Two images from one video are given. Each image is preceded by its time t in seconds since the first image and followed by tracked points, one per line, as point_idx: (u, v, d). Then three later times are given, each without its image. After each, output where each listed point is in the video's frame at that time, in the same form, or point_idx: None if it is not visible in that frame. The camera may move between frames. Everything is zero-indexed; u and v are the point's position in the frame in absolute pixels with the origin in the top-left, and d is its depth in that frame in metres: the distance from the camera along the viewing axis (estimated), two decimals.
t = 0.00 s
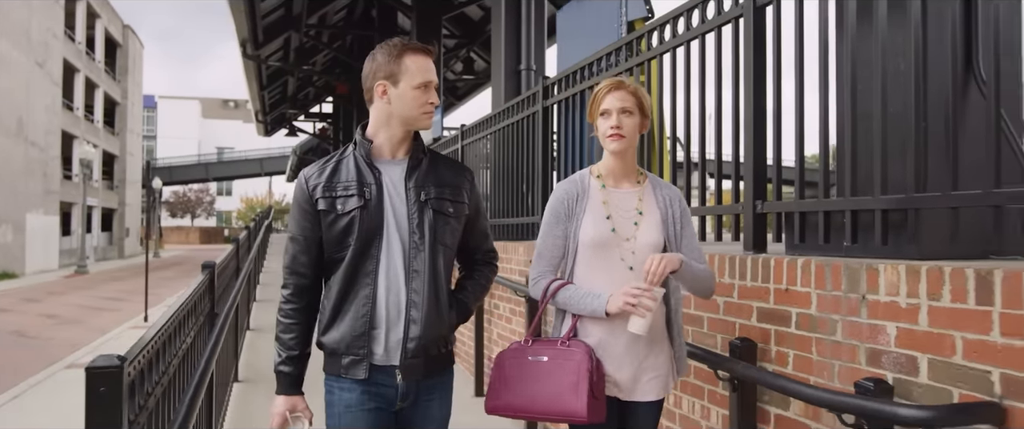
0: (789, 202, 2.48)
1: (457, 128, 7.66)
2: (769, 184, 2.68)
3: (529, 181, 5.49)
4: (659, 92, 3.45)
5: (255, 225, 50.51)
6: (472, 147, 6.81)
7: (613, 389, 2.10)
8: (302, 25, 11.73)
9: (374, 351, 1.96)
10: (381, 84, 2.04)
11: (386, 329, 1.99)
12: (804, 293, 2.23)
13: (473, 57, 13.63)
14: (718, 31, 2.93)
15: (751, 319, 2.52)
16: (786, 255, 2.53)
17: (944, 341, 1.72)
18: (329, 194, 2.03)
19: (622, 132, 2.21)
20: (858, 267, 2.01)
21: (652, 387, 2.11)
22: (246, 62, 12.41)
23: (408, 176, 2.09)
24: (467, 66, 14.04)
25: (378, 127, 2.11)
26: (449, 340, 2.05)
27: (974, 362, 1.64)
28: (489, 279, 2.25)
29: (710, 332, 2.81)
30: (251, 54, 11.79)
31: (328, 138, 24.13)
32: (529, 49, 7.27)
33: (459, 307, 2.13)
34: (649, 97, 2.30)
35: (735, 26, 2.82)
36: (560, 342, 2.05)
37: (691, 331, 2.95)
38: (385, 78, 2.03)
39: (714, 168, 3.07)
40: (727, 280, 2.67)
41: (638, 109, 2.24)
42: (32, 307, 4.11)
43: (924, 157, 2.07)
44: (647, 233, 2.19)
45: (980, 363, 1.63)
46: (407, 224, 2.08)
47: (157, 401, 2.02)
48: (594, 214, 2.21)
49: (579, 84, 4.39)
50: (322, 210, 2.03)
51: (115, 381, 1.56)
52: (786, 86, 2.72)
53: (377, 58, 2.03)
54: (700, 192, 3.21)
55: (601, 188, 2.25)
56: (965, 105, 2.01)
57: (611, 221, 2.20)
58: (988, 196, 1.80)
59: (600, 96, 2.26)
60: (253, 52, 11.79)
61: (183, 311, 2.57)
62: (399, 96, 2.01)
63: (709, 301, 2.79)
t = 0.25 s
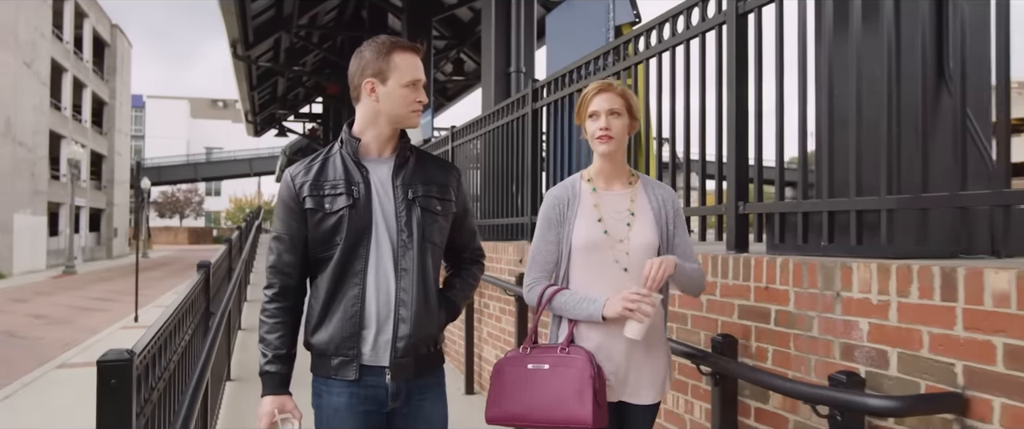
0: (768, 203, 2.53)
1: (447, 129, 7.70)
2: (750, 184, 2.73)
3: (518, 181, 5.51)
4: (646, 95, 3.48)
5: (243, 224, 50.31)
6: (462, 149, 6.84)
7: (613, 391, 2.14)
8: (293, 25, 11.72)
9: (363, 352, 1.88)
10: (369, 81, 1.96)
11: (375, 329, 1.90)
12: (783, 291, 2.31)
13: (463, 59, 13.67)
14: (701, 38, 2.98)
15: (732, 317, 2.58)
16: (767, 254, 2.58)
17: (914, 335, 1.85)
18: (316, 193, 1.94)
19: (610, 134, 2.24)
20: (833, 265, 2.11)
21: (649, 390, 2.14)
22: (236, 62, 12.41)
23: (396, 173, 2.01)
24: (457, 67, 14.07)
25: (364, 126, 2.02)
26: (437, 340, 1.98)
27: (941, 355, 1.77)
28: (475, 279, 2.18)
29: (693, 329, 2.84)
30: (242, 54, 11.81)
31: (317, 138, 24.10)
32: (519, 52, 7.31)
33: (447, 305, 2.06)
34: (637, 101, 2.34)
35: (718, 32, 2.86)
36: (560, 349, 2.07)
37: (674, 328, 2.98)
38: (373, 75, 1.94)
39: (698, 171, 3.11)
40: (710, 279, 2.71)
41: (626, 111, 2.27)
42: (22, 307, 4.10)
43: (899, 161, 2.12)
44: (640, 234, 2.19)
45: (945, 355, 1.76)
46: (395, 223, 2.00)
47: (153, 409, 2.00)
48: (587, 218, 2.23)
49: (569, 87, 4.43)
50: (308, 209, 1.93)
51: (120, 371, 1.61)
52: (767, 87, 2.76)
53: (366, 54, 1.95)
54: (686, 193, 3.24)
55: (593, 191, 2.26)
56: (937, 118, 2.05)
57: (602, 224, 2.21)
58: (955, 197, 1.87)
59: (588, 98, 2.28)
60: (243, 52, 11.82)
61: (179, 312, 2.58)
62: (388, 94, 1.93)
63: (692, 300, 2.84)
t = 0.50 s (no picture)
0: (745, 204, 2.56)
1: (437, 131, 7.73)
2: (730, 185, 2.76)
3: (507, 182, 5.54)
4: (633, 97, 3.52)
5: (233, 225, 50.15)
6: (452, 150, 6.86)
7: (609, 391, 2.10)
8: (284, 27, 11.71)
9: (353, 351, 1.90)
10: (358, 84, 1.96)
11: (366, 331, 1.91)
12: (758, 289, 2.34)
13: (454, 60, 13.68)
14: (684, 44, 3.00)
15: (711, 313, 2.61)
16: (745, 253, 2.60)
17: (878, 330, 1.88)
18: (307, 195, 1.93)
19: (604, 132, 2.14)
20: (806, 264, 2.13)
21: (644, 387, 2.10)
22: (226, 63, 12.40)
23: (386, 175, 2.02)
24: (448, 68, 14.08)
25: (354, 127, 2.01)
26: (429, 340, 2.01)
27: (903, 349, 1.80)
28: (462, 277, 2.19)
29: (673, 326, 2.88)
30: (232, 55, 11.81)
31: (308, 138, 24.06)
32: (508, 54, 7.34)
33: (437, 304, 2.08)
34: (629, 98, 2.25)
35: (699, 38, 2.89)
36: (558, 348, 2.06)
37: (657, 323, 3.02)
38: (363, 78, 1.94)
39: (680, 174, 3.14)
40: (689, 276, 2.75)
41: (619, 108, 2.18)
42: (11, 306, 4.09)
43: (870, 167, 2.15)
44: (633, 231, 2.13)
45: (908, 349, 1.79)
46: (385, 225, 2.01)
47: (151, 403, 2.03)
48: (580, 215, 2.15)
49: (557, 90, 4.46)
50: (299, 211, 1.92)
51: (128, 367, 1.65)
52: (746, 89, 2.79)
53: (355, 56, 1.95)
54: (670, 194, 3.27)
55: (585, 188, 2.18)
56: (906, 123, 2.08)
57: (596, 221, 2.13)
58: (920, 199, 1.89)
59: (580, 96, 2.19)
60: (234, 53, 11.82)
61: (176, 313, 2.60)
62: (378, 96, 1.93)
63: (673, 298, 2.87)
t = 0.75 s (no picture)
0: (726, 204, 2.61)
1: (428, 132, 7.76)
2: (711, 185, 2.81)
3: (496, 182, 5.58)
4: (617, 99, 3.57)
5: (224, 224, 50.00)
6: (442, 150, 6.89)
7: (600, 389, 2.11)
8: (276, 27, 11.69)
9: (348, 352, 1.92)
10: (354, 87, 1.97)
11: (360, 332, 1.93)
12: (734, 286, 2.39)
13: (445, 60, 13.70)
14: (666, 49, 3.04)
15: (691, 310, 2.66)
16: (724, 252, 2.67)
17: (845, 324, 1.94)
18: (303, 197, 1.95)
19: (601, 133, 2.17)
20: (779, 261, 2.18)
21: (634, 384, 2.13)
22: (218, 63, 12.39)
23: (381, 178, 2.04)
24: (439, 68, 14.10)
25: (351, 130, 2.03)
26: (423, 340, 2.02)
27: (867, 342, 1.86)
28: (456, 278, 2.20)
29: (655, 322, 2.92)
30: (224, 55, 11.81)
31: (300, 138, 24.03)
32: (498, 55, 7.37)
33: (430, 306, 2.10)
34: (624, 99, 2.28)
35: (680, 44, 2.93)
36: (552, 347, 2.07)
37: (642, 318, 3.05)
38: (359, 81, 1.96)
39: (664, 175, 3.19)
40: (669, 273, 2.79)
41: (615, 110, 2.21)
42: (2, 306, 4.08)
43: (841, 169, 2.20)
44: (624, 232, 2.16)
45: (872, 341, 1.85)
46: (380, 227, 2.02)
47: (152, 395, 2.08)
48: (572, 215, 2.17)
49: (548, 92, 4.49)
50: (295, 213, 1.94)
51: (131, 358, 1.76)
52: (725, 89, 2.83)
53: (352, 60, 1.96)
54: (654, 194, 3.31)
55: (578, 188, 2.20)
56: (875, 126, 2.12)
57: (588, 221, 2.15)
58: (885, 199, 1.95)
59: (577, 96, 2.21)
60: (226, 54, 11.85)
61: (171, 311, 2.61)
62: (374, 99, 1.95)
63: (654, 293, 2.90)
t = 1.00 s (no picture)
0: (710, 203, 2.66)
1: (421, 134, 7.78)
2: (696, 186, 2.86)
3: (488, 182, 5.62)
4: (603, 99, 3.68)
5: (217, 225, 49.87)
6: (435, 151, 6.92)
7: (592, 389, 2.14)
8: (270, 28, 11.69)
9: (348, 353, 1.93)
10: (361, 91, 2.00)
11: (360, 333, 1.95)
12: (716, 283, 2.43)
13: (438, 61, 13.72)
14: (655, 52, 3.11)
15: (676, 307, 2.72)
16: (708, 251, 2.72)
17: (819, 319, 1.97)
18: (308, 198, 1.98)
19: (593, 135, 2.19)
20: (758, 259, 2.22)
21: (629, 373, 2.15)
22: (211, 63, 12.38)
23: (387, 181, 2.06)
24: (432, 69, 14.11)
25: (358, 135, 2.06)
26: (422, 343, 2.02)
27: (840, 335, 1.90)
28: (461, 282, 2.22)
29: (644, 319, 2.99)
30: (218, 55, 11.82)
31: (294, 139, 23.99)
32: (491, 57, 7.40)
33: (432, 311, 2.10)
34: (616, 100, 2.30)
35: (667, 49, 3.00)
36: (546, 347, 2.09)
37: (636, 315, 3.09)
38: (366, 85, 1.99)
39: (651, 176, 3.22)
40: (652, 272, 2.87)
41: (607, 112, 2.24)
42: None
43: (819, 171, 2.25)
44: (617, 233, 2.19)
45: (842, 335, 1.90)
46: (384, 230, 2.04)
47: (153, 388, 2.24)
48: (566, 216, 2.20)
49: (542, 92, 4.52)
50: (300, 214, 1.97)
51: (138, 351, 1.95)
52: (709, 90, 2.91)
53: (359, 64, 1.99)
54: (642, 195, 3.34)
55: (570, 188, 2.23)
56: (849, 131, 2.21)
57: (582, 222, 2.18)
58: (858, 200, 1.98)
59: (570, 98, 2.23)
60: (220, 54, 11.88)
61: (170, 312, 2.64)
62: (381, 104, 1.98)
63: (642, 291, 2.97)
